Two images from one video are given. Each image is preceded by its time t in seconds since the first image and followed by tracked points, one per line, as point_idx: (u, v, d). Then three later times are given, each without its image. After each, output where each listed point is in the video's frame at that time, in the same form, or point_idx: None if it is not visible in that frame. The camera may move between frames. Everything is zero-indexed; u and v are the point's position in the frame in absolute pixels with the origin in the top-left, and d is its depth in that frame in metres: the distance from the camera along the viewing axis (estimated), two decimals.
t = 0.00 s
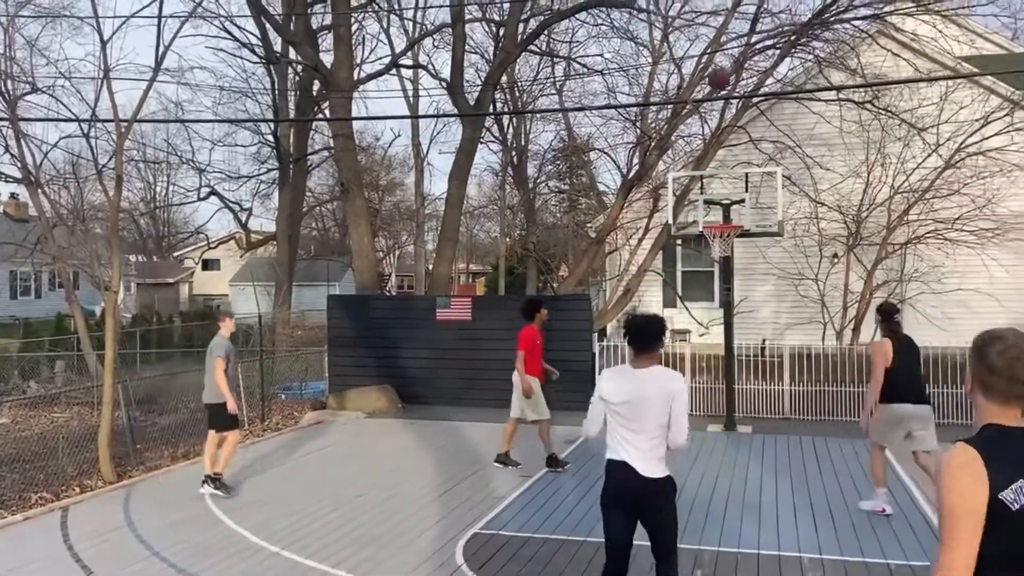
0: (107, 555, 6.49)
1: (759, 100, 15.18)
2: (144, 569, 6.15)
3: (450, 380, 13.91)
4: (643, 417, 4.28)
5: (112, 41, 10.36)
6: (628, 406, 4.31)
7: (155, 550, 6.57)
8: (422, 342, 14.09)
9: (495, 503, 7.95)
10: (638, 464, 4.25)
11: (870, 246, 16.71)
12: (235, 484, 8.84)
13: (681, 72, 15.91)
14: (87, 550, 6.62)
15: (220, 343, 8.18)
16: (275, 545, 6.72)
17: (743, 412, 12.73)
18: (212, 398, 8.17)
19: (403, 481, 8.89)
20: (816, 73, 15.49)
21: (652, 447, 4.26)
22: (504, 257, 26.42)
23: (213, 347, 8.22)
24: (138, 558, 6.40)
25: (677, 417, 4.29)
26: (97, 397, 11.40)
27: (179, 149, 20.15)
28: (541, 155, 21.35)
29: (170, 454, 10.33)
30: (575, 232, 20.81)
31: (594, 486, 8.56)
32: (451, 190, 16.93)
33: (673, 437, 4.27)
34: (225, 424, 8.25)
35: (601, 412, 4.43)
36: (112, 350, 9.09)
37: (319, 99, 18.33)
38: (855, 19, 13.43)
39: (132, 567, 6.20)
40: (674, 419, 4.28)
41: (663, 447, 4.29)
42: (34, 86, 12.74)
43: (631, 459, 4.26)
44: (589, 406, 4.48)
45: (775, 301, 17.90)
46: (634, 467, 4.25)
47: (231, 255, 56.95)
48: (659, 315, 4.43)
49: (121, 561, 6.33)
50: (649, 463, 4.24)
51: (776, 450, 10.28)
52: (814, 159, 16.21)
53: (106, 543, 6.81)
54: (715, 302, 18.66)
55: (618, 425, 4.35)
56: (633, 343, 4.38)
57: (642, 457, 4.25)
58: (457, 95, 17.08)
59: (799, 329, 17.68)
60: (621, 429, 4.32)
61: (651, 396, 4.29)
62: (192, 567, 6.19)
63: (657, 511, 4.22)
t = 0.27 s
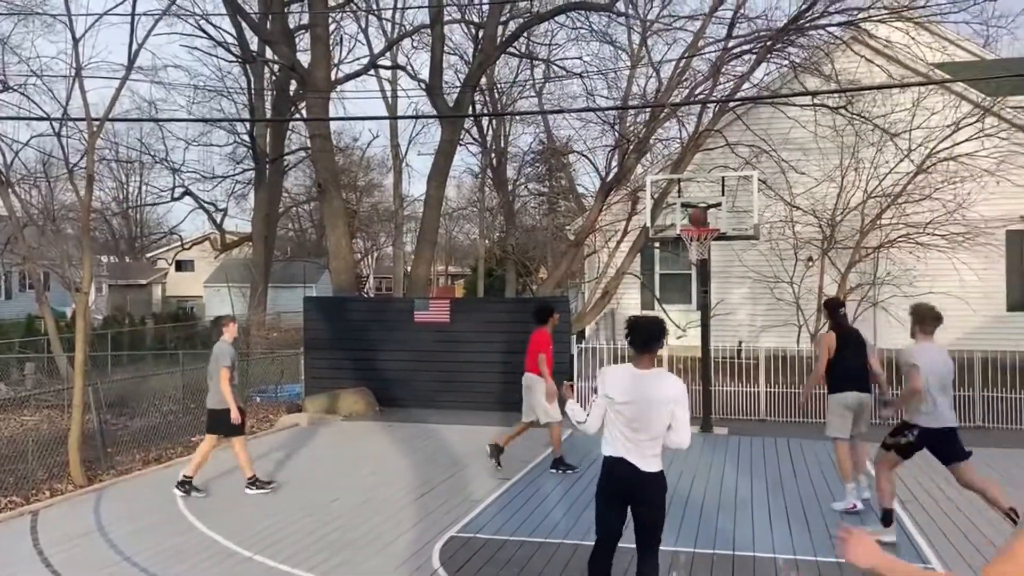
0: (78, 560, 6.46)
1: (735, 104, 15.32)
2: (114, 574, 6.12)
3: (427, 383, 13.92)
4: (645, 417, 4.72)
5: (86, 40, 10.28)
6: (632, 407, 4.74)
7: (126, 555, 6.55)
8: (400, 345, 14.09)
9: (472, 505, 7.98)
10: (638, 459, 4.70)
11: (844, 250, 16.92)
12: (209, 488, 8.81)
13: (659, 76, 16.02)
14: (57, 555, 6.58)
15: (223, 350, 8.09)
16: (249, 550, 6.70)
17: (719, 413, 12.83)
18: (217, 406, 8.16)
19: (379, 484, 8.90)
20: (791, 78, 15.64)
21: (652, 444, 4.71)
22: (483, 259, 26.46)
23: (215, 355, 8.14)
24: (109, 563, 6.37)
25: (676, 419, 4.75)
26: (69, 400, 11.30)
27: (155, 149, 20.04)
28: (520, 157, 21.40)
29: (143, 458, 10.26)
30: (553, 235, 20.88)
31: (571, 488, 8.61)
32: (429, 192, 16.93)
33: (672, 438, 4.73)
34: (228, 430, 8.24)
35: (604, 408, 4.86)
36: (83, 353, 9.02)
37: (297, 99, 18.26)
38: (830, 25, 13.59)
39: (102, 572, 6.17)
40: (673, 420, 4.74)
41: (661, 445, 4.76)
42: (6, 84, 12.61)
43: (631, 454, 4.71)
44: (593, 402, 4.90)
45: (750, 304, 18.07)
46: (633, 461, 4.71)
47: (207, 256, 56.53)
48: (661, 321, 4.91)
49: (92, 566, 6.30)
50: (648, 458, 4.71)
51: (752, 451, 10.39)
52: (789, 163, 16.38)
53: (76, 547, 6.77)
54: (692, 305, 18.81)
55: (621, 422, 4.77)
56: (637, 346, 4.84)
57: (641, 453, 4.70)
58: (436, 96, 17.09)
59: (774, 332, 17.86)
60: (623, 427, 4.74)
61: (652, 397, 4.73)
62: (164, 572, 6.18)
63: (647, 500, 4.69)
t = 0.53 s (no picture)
0: (44, 565, 6.37)
1: (708, 108, 15.44)
2: None
3: (401, 384, 13.90)
4: (630, 415, 4.84)
5: (54, 37, 10.12)
6: (618, 406, 4.84)
7: (94, 560, 6.47)
8: (373, 346, 14.05)
9: (446, 507, 8.00)
10: (623, 455, 4.83)
11: (814, 253, 17.13)
12: (179, 491, 8.73)
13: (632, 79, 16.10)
14: (23, 560, 6.48)
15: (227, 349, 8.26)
16: (219, 553, 6.65)
17: (692, 414, 12.93)
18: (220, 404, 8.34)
19: (352, 487, 8.88)
20: (763, 83, 15.79)
21: (637, 441, 4.85)
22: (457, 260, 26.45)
23: (217, 354, 8.36)
24: (77, 568, 6.29)
25: (658, 414, 4.90)
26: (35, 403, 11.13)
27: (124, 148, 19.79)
28: (494, 158, 21.40)
29: (111, 461, 10.14)
30: (527, 236, 20.93)
31: (544, 490, 8.65)
32: (403, 193, 16.89)
33: (656, 433, 4.90)
34: (230, 426, 8.43)
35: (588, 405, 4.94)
36: (50, 355, 8.89)
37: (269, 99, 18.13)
38: (801, 31, 13.75)
39: None
40: (655, 416, 4.90)
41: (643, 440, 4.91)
42: None
43: (616, 451, 4.83)
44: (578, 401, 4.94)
45: (722, 306, 18.23)
46: (618, 457, 4.84)
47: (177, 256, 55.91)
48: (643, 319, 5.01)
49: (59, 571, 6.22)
50: (633, 454, 4.84)
51: (723, 452, 10.50)
52: (760, 167, 16.55)
53: (43, 552, 6.68)
54: (665, 307, 18.94)
55: (608, 420, 4.86)
56: (622, 345, 4.93)
57: (627, 449, 4.83)
58: (410, 97, 17.05)
59: (746, 334, 18.03)
60: (609, 425, 4.85)
61: (637, 395, 4.85)
62: None
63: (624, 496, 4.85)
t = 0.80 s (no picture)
0: None
1: (674, 111, 15.57)
2: None
3: (367, 386, 13.83)
4: (596, 415, 4.89)
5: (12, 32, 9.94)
6: (583, 405, 4.90)
7: (51, 565, 6.36)
8: (339, 348, 13.96)
9: (412, 509, 7.97)
10: (594, 454, 4.87)
11: (778, 255, 17.35)
12: (140, 494, 8.61)
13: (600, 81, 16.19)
14: None
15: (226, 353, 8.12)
16: (181, 557, 6.57)
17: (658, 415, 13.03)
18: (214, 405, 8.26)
19: (317, 489, 8.82)
20: (727, 87, 15.96)
21: (606, 440, 4.89)
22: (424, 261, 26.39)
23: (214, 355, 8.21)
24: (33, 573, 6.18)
25: (624, 415, 4.95)
26: None
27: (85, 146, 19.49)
28: (462, 159, 21.39)
29: (70, 465, 9.97)
30: (495, 238, 20.95)
31: (510, 491, 8.66)
32: (370, 193, 16.80)
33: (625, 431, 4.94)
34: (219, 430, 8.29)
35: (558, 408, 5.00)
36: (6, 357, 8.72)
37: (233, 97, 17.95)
38: (766, 35, 13.92)
39: None
40: (623, 415, 4.95)
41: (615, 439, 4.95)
42: None
43: (588, 451, 4.87)
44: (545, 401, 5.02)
45: (688, 307, 18.36)
46: (590, 456, 4.88)
47: (139, 257, 55.12)
48: (608, 322, 5.10)
49: None
50: (604, 453, 4.87)
51: (687, 452, 10.59)
52: (725, 169, 16.72)
53: None
54: (631, 308, 19.06)
55: (573, 419, 4.93)
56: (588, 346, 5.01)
57: (597, 448, 4.87)
58: (377, 97, 16.99)
59: (711, 335, 18.17)
60: (578, 425, 4.90)
61: (604, 395, 4.91)
62: None
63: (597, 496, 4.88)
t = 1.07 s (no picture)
0: None
1: (636, 114, 15.69)
2: None
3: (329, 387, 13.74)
4: (563, 407, 5.17)
5: None
6: (551, 397, 5.19)
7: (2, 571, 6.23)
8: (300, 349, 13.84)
9: (373, 511, 7.94)
10: (560, 443, 5.15)
11: (737, 257, 17.58)
12: (95, 498, 8.47)
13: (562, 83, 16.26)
14: None
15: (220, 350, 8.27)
16: (137, 562, 6.48)
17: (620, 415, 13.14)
18: (211, 403, 8.38)
19: (277, 492, 8.75)
20: (688, 90, 16.13)
21: (572, 429, 5.16)
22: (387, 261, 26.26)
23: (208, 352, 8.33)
24: None
25: (592, 406, 5.22)
26: None
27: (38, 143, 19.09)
28: (425, 159, 21.33)
29: (22, 469, 9.77)
30: (458, 238, 20.94)
31: (472, 492, 8.67)
32: (332, 193, 16.69)
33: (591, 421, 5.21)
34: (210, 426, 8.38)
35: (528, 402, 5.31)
36: None
37: (192, 95, 17.71)
38: (726, 40, 14.10)
39: None
40: (589, 405, 5.22)
41: (582, 429, 5.22)
42: None
43: (554, 439, 5.16)
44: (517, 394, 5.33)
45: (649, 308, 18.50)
46: (556, 444, 5.16)
47: (95, 256, 54.11)
48: (573, 321, 5.43)
49: None
50: (569, 441, 5.15)
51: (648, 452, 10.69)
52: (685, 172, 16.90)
53: None
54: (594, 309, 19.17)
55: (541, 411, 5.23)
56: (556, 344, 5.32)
57: (563, 437, 5.15)
58: (339, 96, 16.89)
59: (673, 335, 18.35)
60: (545, 415, 5.20)
61: (569, 386, 5.20)
62: None
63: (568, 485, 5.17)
